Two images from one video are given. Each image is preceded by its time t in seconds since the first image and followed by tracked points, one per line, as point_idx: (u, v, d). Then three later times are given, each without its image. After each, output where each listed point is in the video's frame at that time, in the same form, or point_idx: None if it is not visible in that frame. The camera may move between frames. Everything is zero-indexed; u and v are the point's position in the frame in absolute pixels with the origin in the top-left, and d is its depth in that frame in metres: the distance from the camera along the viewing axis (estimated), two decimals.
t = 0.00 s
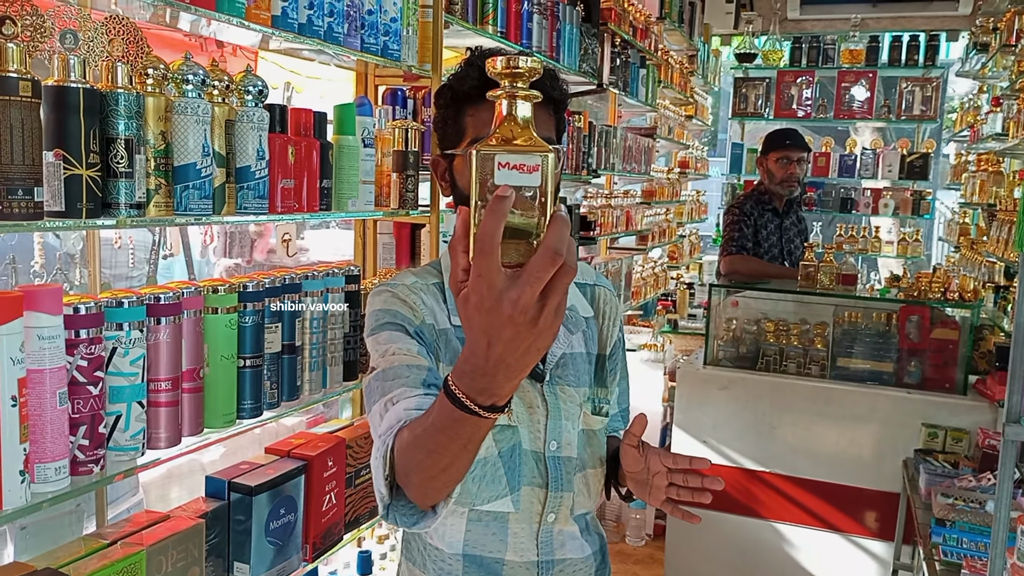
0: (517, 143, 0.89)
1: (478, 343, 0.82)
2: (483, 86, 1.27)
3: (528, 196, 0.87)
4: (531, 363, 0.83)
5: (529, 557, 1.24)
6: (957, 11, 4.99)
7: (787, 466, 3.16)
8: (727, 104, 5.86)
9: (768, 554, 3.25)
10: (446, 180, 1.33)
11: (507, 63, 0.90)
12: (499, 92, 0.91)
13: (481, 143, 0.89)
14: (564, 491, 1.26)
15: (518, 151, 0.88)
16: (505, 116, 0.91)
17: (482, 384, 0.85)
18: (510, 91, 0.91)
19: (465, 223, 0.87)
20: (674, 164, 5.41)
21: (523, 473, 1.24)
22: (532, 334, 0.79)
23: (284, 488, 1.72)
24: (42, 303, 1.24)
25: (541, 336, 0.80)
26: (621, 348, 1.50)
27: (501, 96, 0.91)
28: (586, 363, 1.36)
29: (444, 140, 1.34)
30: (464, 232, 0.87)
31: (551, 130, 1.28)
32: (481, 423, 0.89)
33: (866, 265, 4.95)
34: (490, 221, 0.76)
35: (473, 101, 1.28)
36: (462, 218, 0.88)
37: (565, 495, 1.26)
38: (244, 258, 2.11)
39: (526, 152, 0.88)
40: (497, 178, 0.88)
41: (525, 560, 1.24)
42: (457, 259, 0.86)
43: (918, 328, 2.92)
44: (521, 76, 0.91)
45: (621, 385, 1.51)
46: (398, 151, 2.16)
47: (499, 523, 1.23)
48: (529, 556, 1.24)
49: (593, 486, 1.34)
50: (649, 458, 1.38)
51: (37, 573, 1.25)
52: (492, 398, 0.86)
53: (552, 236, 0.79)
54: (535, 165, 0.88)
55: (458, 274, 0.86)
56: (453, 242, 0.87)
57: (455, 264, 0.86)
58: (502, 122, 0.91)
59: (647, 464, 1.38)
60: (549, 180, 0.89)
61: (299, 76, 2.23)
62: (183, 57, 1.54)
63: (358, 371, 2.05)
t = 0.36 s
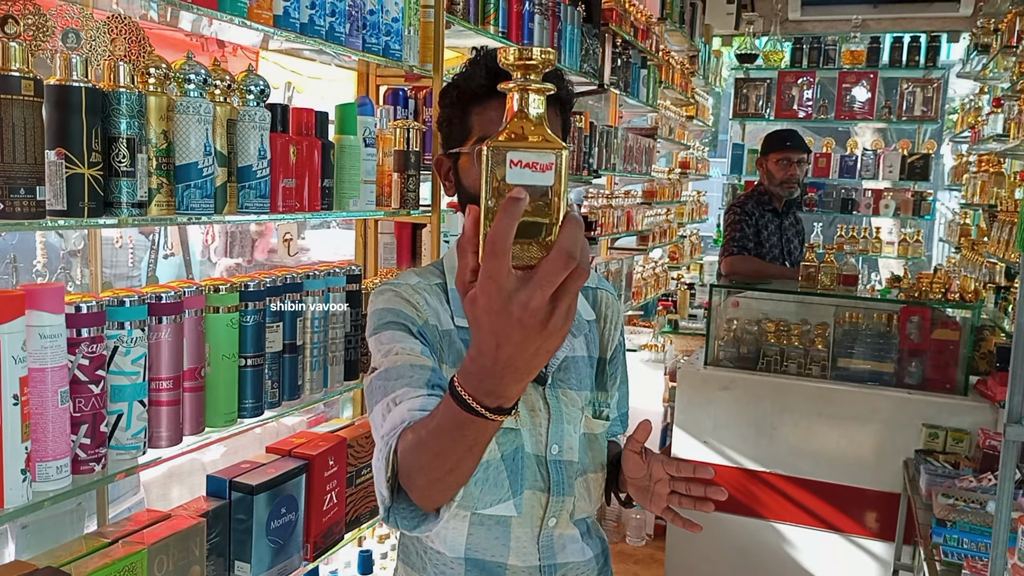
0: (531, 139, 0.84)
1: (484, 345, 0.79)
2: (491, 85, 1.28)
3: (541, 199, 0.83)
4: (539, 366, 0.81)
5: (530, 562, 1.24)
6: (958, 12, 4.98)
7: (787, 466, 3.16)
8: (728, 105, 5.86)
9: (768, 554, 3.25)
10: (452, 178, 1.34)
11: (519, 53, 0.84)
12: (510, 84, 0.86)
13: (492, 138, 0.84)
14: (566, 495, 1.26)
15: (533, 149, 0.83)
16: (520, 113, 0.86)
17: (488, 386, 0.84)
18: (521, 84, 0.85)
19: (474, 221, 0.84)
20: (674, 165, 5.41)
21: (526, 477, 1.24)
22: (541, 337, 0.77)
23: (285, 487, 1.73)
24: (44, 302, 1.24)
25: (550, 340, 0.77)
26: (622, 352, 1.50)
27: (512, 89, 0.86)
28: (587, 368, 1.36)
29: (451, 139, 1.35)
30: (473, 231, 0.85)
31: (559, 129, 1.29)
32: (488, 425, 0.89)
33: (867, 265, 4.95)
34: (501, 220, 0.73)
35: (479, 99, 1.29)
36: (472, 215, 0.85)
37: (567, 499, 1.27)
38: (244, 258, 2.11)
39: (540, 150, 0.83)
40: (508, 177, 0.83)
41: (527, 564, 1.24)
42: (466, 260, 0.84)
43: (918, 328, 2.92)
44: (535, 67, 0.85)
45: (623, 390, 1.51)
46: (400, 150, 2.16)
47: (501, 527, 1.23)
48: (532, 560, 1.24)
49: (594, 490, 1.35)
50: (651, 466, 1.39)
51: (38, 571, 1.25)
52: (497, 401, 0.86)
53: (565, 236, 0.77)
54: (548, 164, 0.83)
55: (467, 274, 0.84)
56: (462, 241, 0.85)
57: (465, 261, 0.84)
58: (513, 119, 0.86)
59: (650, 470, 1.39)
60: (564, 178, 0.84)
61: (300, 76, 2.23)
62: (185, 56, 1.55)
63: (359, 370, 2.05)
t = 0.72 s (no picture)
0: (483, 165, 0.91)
1: (469, 349, 0.85)
2: (490, 81, 1.28)
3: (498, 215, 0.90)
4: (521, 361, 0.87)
5: (522, 570, 1.25)
6: (957, 11, 5.06)
7: (786, 465, 3.17)
8: (727, 104, 5.87)
9: (766, 553, 3.25)
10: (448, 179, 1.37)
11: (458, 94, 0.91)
12: (457, 122, 0.93)
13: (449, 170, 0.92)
14: (558, 502, 1.26)
15: (484, 173, 0.90)
16: (469, 145, 0.93)
17: (479, 390, 0.88)
18: (466, 119, 0.93)
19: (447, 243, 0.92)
20: (673, 163, 5.42)
21: (515, 485, 1.25)
22: (520, 330, 0.84)
23: (283, 484, 1.73)
24: (41, 299, 1.24)
25: (526, 333, 0.84)
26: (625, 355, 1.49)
27: (459, 124, 0.93)
28: (583, 372, 1.35)
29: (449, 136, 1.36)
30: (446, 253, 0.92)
31: (556, 125, 1.31)
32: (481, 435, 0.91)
33: (865, 264, 4.94)
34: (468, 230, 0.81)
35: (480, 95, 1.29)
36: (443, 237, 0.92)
37: (560, 505, 1.27)
38: (242, 256, 2.11)
39: (490, 172, 0.90)
40: (468, 199, 0.91)
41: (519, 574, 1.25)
42: (443, 278, 0.91)
43: (916, 327, 2.91)
44: (475, 106, 0.92)
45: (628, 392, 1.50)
46: (398, 148, 2.16)
47: (490, 534, 1.24)
48: (524, 568, 1.25)
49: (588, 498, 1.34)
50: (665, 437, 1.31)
51: (35, 569, 1.25)
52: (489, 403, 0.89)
53: (527, 238, 0.85)
54: (499, 186, 0.91)
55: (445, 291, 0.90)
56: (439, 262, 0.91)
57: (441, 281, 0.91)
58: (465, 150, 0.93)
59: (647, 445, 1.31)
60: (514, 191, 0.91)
61: (297, 74, 2.23)
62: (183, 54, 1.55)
63: (357, 369, 2.05)
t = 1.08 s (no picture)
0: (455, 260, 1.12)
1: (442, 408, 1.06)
2: (491, 81, 1.28)
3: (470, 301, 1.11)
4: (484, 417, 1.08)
5: None
6: (960, 10, 5.01)
7: (790, 465, 3.17)
8: (730, 103, 5.86)
9: (771, 553, 3.25)
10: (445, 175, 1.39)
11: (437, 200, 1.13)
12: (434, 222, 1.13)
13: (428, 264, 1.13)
14: (550, 510, 1.27)
15: (456, 266, 1.12)
16: (443, 243, 1.13)
17: (456, 434, 1.07)
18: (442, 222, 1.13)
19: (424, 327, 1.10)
20: (676, 163, 5.42)
21: (506, 491, 1.26)
22: (487, 394, 1.06)
23: (288, 485, 1.73)
24: (46, 301, 1.24)
25: (489, 396, 1.06)
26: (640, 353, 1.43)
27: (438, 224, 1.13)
28: (581, 377, 1.34)
29: (448, 134, 1.34)
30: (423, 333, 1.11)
31: (558, 127, 1.32)
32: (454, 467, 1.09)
33: (869, 263, 4.95)
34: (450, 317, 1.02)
35: (480, 97, 1.29)
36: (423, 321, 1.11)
37: (552, 513, 1.27)
38: (246, 258, 2.11)
39: (462, 267, 1.12)
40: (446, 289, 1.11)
41: None
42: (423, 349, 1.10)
43: (921, 326, 2.88)
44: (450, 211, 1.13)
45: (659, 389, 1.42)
46: (401, 150, 2.15)
47: (481, 537, 1.25)
48: None
49: (597, 509, 1.31)
50: (638, 301, 1.19)
51: (41, 570, 1.25)
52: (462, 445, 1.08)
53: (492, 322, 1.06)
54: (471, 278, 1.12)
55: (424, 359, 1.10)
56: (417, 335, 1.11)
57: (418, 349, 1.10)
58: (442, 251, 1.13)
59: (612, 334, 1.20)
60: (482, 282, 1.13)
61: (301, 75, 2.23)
62: (187, 55, 1.55)
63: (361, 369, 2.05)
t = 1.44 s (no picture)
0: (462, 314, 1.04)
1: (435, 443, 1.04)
2: (501, 69, 1.24)
3: (472, 358, 1.03)
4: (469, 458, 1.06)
5: None
6: (961, 3, 4.96)
7: (789, 458, 3.17)
8: (729, 97, 5.85)
9: (769, 545, 3.27)
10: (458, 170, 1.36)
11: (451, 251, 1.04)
12: (445, 275, 1.05)
13: (434, 315, 1.05)
14: (541, 522, 1.24)
15: (459, 320, 1.04)
16: (451, 296, 1.06)
17: (439, 464, 1.07)
18: (454, 274, 1.05)
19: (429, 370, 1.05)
20: (676, 157, 5.40)
21: (495, 499, 1.25)
22: (477, 439, 1.03)
23: (288, 478, 1.73)
24: (45, 292, 1.24)
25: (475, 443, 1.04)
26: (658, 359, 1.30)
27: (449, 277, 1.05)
28: (589, 383, 1.28)
29: (458, 124, 1.32)
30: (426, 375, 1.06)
31: (574, 122, 1.27)
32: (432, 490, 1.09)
33: (869, 257, 4.96)
34: (448, 370, 0.97)
35: (491, 85, 1.25)
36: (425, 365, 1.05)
37: (544, 526, 1.24)
38: (246, 251, 2.11)
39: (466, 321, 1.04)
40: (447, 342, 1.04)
41: None
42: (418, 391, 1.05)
43: (920, 321, 2.88)
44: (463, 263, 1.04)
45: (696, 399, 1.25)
46: (401, 142, 2.15)
47: (468, 539, 1.25)
48: None
49: (602, 526, 1.27)
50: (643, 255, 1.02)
51: (41, 562, 1.25)
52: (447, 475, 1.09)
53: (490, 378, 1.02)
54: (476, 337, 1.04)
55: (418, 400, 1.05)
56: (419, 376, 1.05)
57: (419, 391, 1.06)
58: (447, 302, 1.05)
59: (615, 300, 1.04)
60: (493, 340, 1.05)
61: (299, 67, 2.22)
62: (186, 46, 1.53)
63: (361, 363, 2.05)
